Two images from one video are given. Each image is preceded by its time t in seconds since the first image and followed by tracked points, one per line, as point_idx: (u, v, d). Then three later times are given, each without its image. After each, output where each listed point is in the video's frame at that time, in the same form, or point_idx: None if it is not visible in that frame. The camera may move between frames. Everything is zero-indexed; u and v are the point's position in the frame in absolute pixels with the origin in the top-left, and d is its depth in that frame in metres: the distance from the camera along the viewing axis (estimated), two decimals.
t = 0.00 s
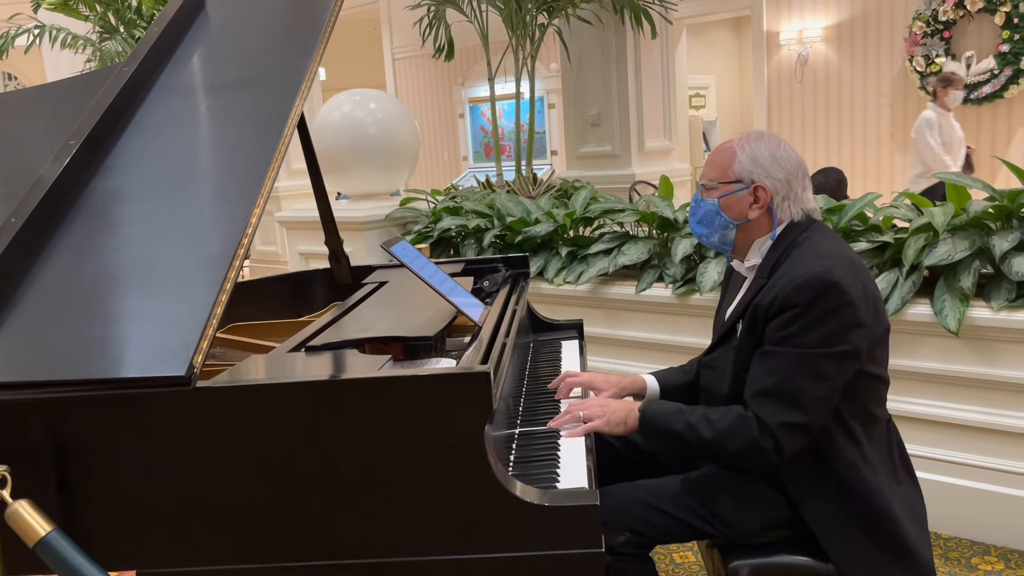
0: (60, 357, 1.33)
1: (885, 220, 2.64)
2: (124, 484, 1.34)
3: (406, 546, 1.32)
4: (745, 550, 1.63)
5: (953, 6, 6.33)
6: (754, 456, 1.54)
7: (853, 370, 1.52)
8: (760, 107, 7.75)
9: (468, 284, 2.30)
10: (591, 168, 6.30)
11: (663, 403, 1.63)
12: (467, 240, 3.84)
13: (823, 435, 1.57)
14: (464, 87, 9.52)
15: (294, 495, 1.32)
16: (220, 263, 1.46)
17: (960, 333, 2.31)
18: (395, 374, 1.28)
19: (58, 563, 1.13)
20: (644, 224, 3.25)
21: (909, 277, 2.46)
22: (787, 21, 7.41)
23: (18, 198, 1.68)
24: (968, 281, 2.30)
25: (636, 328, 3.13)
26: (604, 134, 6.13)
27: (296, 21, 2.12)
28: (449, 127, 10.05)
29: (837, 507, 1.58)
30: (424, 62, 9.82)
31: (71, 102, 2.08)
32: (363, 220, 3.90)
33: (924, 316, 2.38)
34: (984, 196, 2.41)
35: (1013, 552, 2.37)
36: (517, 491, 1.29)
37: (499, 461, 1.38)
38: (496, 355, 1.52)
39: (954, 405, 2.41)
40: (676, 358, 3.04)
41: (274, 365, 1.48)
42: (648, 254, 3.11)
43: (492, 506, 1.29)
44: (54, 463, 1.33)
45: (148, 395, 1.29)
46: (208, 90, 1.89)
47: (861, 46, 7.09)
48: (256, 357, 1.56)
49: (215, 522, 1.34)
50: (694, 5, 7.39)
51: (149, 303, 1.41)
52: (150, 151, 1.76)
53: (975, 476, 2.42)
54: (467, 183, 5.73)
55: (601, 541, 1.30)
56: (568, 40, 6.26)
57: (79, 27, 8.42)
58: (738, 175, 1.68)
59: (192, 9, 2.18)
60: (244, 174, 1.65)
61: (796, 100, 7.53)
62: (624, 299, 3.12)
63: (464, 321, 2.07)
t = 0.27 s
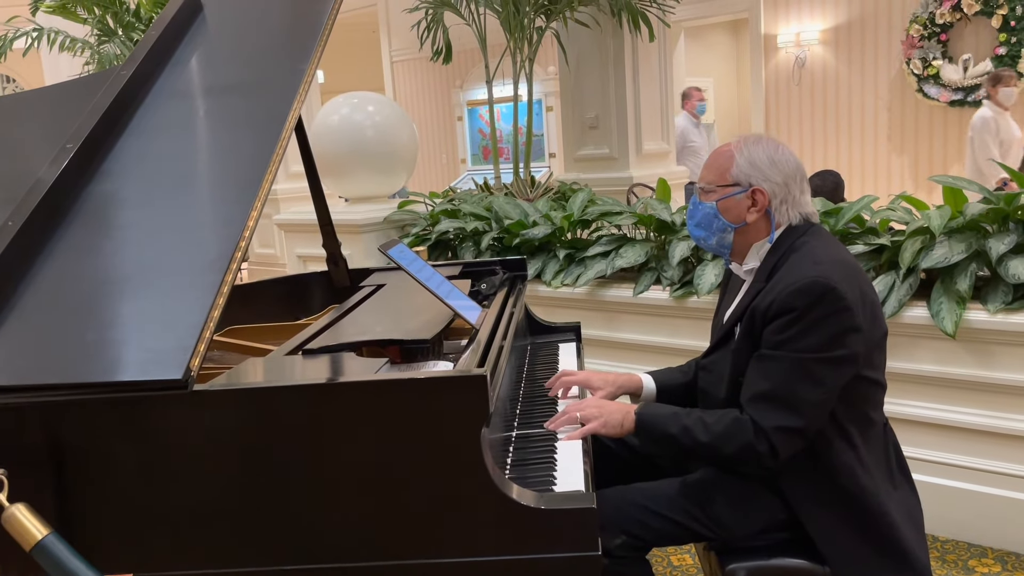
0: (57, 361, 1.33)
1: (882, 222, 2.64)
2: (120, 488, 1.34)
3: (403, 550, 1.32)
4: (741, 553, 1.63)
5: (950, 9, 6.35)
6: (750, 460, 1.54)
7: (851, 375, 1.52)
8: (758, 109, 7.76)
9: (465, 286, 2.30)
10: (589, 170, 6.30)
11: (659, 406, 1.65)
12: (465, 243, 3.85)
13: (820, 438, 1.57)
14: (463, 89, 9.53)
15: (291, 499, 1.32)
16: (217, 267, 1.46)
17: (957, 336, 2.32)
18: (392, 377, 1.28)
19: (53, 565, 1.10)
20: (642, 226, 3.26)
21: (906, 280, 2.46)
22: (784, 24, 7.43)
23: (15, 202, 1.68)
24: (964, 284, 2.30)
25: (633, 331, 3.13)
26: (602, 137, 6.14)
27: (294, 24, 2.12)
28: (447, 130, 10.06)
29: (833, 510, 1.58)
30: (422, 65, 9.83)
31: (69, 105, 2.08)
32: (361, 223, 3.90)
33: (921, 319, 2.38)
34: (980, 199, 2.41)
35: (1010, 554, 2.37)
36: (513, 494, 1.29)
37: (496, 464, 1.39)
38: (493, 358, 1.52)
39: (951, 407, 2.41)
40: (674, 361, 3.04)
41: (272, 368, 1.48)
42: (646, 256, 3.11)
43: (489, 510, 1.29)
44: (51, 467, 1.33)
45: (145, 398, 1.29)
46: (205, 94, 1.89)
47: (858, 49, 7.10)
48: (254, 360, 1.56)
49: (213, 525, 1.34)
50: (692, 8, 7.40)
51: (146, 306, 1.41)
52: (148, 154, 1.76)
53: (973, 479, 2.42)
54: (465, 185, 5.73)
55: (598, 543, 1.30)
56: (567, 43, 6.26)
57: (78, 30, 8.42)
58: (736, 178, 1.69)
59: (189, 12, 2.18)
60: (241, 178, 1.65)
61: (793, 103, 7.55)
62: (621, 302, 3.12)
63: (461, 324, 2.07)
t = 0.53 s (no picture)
0: (54, 363, 1.33)
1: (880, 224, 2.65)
2: (118, 491, 1.34)
3: (402, 553, 1.32)
4: (739, 555, 1.63)
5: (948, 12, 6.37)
6: (753, 463, 1.54)
7: (851, 377, 1.52)
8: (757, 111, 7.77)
9: (464, 289, 2.30)
10: (588, 172, 6.31)
11: (659, 409, 1.64)
12: (464, 245, 3.84)
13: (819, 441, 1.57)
14: (462, 91, 9.53)
15: (289, 502, 1.32)
16: (215, 269, 1.46)
17: (955, 338, 2.32)
18: (389, 380, 1.28)
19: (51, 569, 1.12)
20: (641, 228, 3.26)
21: (904, 282, 2.46)
22: (783, 26, 7.43)
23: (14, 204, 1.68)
24: (962, 286, 2.30)
25: (632, 333, 3.13)
26: (600, 139, 6.14)
27: (292, 26, 2.12)
28: (446, 131, 10.07)
29: (833, 513, 1.58)
30: (421, 67, 9.83)
31: (68, 107, 2.08)
32: (360, 225, 3.90)
33: (919, 321, 2.39)
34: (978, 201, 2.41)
35: (1009, 556, 2.37)
36: (511, 497, 1.29)
37: (493, 466, 1.39)
38: (491, 360, 1.52)
39: (949, 409, 2.41)
40: (672, 363, 3.04)
41: (271, 370, 1.48)
42: (644, 259, 3.11)
43: (487, 512, 1.29)
44: (48, 470, 1.32)
45: (142, 401, 1.28)
46: (204, 96, 1.89)
47: (856, 50, 7.11)
48: (252, 363, 1.56)
49: (211, 528, 1.34)
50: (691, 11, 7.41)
51: (143, 309, 1.41)
52: (146, 157, 1.76)
53: (971, 481, 2.42)
54: (464, 187, 5.74)
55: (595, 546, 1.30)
56: (565, 45, 6.26)
57: (77, 32, 8.43)
58: (735, 180, 1.69)
59: (187, 14, 2.18)
60: (240, 180, 1.65)
61: (792, 105, 7.55)
62: (620, 304, 3.12)
63: (459, 327, 2.07)
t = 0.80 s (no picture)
0: (53, 365, 1.33)
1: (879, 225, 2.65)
2: (115, 492, 1.34)
3: (400, 554, 1.32)
4: (739, 557, 1.63)
5: (948, 13, 6.37)
6: (761, 466, 1.53)
7: (851, 379, 1.52)
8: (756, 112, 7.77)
9: (462, 290, 2.30)
10: (587, 173, 6.31)
11: (664, 412, 1.62)
12: (463, 246, 3.84)
13: (821, 443, 1.56)
14: (461, 92, 9.53)
15: (287, 503, 1.32)
16: (214, 270, 1.46)
17: (954, 338, 2.32)
18: (386, 382, 1.28)
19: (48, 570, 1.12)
20: (639, 229, 3.26)
21: (903, 283, 2.46)
22: (782, 27, 7.44)
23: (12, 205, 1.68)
24: (961, 287, 2.30)
25: (631, 334, 3.13)
26: (600, 140, 6.14)
27: (290, 27, 2.12)
28: (446, 132, 10.07)
29: (835, 516, 1.58)
30: (420, 68, 9.83)
31: (67, 108, 2.08)
32: (359, 226, 3.90)
33: (918, 322, 2.39)
34: (977, 202, 2.41)
35: (1008, 557, 2.37)
36: (509, 498, 1.29)
37: (492, 467, 1.38)
38: (490, 362, 1.52)
39: (948, 410, 2.41)
40: (671, 364, 3.04)
41: (270, 371, 1.48)
42: (643, 259, 3.11)
43: (485, 514, 1.29)
44: (46, 472, 1.32)
45: (141, 402, 1.28)
46: (202, 96, 1.89)
47: (855, 51, 7.11)
48: (251, 364, 1.56)
49: (209, 530, 1.34)
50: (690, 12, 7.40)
51: (142, 310, 1.41)
52: (145, 157, 1.76)
53: (970, 482, 2.42)
54: (463, 188, 5.74)
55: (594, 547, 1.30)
56: (564, 46, 6.27)
57: (76, 33, 8.43)
58: (733, 182, 1.69)
59: (185, 16, 2.18)
60: (238, 181, 1.65)
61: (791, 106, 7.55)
62: (619, 305, 3.12)
63: (458, 328, 2.07)
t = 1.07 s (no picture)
0: (51, 366, 1.32)
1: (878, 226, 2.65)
2: (114, 492, 1.33)
3: (398, 555, 1.32)
4: (739, 557, 1.62)
5: (947, 13, 6.37)
6: (763, 468, 1.52)
7: (852, 379, 1.52)
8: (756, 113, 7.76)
9: (462, 290, 2.30)
10: (587, 174, 6.31)
11: (666, 412, 1.62)
12: (462, 246, 3.84)
13: (822, 444, 1.56)
14: (461, 92, 9.54)
15: (285, 503, 1.32)
16: (212, 270, 1.46)
17: (954, 338, 2.32)
18: (385, 381, 1.28)
19: (46, 570, 1.12)
20: (639, 229, 3.25)
21: (903, 283, 2.46)
22: (782, 28, 7.44)
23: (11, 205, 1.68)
24: (960, 287, 2.30)
25: (631, 334, 3.13)
26: (599, 140, 6.14)
27: (289, 27, 2.12)
28: (446, 133, 10.07)
29: (835, 517, 1.58)
30: (420, 69, 9.83)
31: (66, 108, 2.07)
32: (358, 227, 3.90)
33: (917, 322, 2.39)
34: (976, 202, 2.41)
35: (1007, 557, 2.36)
36: (507, 498, 1.29)
37: (491, 468, 1.38)
38: (489, 362, 1.52)
39: (948, 410, 2.41)
40: (670, 364, 3.03)
41: (270, 371, 1.47)
42: (643, 260, 3.11)
43: (484, 515, 1.29)
44: (45, 472, 1.32)
45: (139, 403, 1.28)
46: (201, 97, 1.89)
47: (855, 52, 7.11)
48: (251, 364, 1.56)
49: (206, 530, 1.34)
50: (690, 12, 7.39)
51: (141, 310, 1.41)
52: (144, 158, 1.76)
53: (969, 482, 2.41)
54: (463, 189, 5.74)
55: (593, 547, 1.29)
56: (564, 47, 6.27)
57: (76, 34, 8.43)
58: (732, 182, 1.68)
59: (184, 16, 2.18)
60: (237, 181, 1.65)
61: (791, 106, 7.55)
62: (618, 305, 3.12)
63: (457, 328, 2.07)
